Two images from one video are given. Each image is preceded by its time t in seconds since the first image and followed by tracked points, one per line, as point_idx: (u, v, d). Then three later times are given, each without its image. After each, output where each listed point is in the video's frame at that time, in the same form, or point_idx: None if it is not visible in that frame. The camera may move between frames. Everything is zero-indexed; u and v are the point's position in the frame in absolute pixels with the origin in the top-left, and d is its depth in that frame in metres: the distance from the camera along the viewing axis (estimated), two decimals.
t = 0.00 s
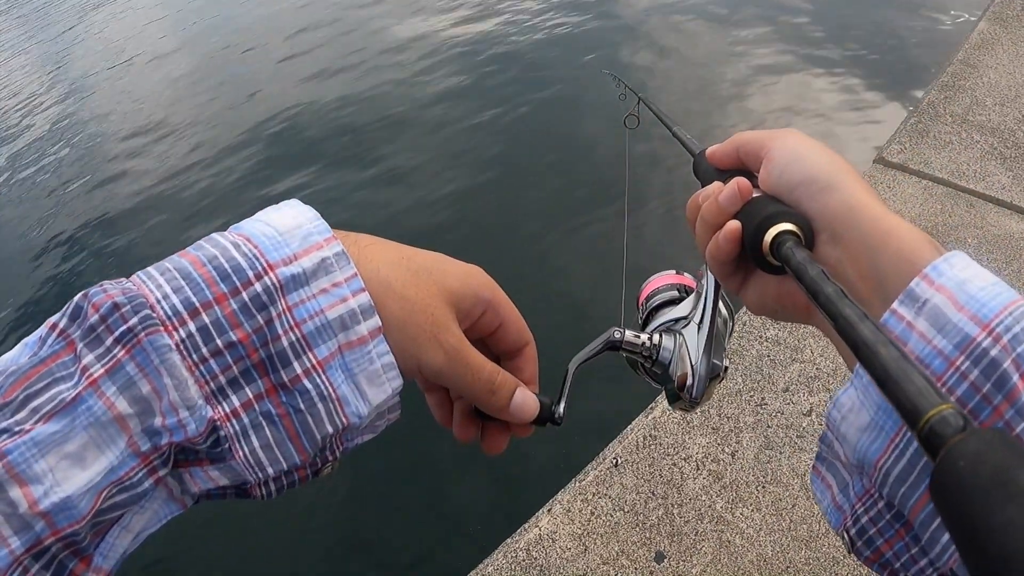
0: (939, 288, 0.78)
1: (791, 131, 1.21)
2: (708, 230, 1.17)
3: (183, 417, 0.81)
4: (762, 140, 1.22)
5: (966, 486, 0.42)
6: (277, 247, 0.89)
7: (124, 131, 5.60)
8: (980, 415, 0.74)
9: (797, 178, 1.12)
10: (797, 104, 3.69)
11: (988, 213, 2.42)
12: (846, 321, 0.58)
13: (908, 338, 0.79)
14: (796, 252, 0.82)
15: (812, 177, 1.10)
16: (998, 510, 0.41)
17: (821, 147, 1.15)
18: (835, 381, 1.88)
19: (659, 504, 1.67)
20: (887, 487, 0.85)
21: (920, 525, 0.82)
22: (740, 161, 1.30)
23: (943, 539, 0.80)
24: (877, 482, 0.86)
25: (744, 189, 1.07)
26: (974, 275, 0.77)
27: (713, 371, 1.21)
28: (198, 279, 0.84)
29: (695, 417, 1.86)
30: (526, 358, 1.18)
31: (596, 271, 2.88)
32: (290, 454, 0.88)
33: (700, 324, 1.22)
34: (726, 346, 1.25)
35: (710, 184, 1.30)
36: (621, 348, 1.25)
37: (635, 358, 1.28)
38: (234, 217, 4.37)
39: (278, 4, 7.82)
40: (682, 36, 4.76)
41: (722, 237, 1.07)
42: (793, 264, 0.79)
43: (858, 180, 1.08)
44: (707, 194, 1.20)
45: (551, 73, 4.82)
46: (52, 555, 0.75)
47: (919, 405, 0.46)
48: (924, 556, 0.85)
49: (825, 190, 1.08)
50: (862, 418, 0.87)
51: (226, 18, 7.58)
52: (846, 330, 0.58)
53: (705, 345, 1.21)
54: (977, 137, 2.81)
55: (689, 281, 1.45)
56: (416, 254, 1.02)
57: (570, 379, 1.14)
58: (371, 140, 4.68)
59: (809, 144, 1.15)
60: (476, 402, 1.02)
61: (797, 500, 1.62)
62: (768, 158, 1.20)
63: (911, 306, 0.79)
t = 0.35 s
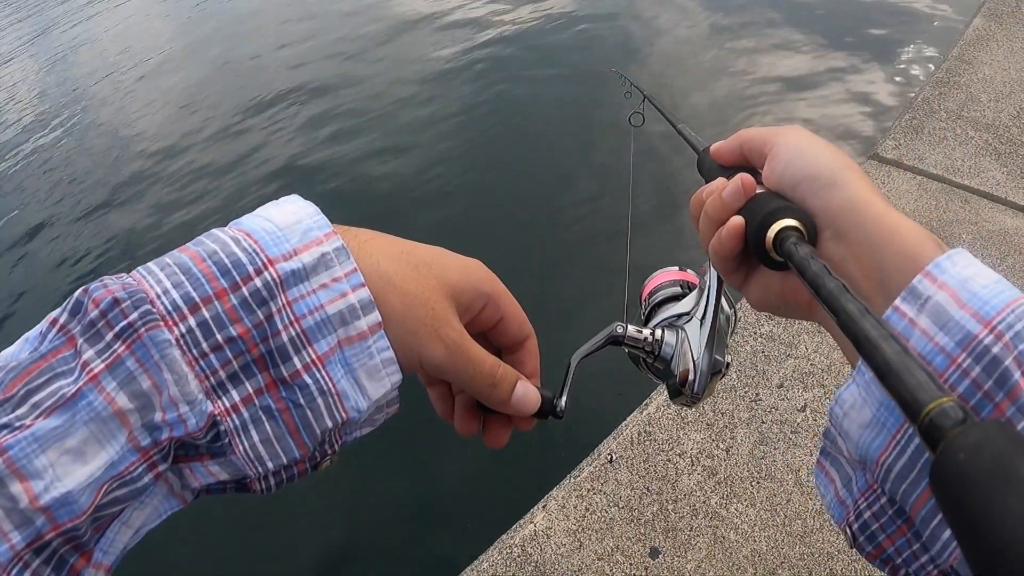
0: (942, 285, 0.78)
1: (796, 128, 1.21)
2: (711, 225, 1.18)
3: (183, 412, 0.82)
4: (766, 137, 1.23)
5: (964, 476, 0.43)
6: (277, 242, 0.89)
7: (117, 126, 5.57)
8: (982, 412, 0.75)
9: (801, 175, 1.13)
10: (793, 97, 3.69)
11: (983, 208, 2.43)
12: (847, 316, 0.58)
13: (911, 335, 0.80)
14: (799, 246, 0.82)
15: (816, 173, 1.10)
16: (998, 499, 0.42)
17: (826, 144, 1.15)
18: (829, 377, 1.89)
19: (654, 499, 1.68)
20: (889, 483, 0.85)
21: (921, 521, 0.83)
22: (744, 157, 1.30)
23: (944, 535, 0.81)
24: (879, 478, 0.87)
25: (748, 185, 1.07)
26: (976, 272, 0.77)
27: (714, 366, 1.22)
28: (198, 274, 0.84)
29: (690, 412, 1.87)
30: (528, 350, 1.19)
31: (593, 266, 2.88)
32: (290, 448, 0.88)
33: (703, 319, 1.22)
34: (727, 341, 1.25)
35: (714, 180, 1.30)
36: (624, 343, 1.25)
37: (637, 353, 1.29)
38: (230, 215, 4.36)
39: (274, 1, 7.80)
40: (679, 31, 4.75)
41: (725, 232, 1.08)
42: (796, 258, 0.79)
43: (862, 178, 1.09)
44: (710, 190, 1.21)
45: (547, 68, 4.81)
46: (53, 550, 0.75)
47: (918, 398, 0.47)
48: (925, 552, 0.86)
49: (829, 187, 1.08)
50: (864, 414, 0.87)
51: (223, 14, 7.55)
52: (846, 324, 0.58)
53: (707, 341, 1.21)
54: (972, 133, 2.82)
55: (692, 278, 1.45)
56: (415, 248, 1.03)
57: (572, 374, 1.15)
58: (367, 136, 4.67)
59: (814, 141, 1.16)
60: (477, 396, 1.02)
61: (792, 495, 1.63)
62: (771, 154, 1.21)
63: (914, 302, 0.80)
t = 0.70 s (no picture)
0: (944, 276, 0.79)
1: (800, 119, 1.21)
2: (715, 215, 1.18)
3: (187, 399, 0.82)
4: (771, 127, 1.22)
5: (965, 460, 0.43)
6: (281, 229, 0.89)
7: (119, 123, 5.58)
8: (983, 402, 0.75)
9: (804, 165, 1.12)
10: (792, 88, 3.68)
11: (981, 199, 2.43)
12: (849, 304, 0.59)
13: (913, 325, 0.80)
14: (802, 236, 0.82)
15: (820, 164, 1.10)
16: (999, 482, 0.42)
17: (830, 135, 1.15)
18: (828, 366, 1.90)
19: (653, 488, 1.69)
20: (890, 475, 0.86)
21: (922, 512, 0.84)
22: (748, 148, 1.30)
23: (944, 526, 0.82)
24: (879, 468, 0.87)
25: (752, 176, 1.07)
26: (979, 264, 0.78)
27: (715, 357, 1.22)
28: (202, 261, 0.84)
29: (689, 402, 1.87)
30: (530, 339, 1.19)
31: (593, 257, 2.87)
32: (294, 436, 0.88)
33: (705, 310, 1.23)
34: (729, 332, 1.26)
35: (717, 171, 1.30)
36: (626, 334, 1.25)
37: (639, 343, 1.29)
38: (231, 207, 4.35)
39: None
40: (678, 22, 4.73)
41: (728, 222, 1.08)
42: (798, 248, 0.79)
43: (866, 169, 1.08)
44: (714, 180, 1.21)
45: (546, 60, 4.80)
46: (57, 537, 0.76)
47: (919, 383, 0.47)
48: (927, 543, 0.86)
49: (832, 178, 1.08)
50: (866, 405, 0.88)
51: (222, 10, 7.54)
52: (848, 312, 0.58)
53: (709, 332, 1.21)
54: (970, 124, 2.82)
55: (695, 270, 1.45)
56: (418, 236, 1.03)
57: (574, 363, 1.15)
58: (366, 127, 4.65)
59: (818, 132, 1.15)
60: (480, 384, 1.03)
61: (790, 483, 1.64)
62: (775, 145, 1.21)
63: (916, 293, 0.80)
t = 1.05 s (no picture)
0: (944, 279, 0.79)
1: (800, 122, 1.21)
2: (715, 218, 1.18)
3: (187, 400, 0.82)
4: (771, 130, 1.23)
5: (964, 462, 0.43)
6: (281, 231, 0.89)
7: (118, 124, 5.58)
8: (983, 404, 0.75)
9: (804, 167, 1.12)
10: (791, 89, 3.68)
11: (980, 200, 2.43)
12: (848, 305, 0.59)
13: (913, 328, 0.80)
14: (801, 238, 0.82)
15: (820, 166, 1.10)
16: (1000, 484, 0.42)
17: (830, 137, 1.15)
18: (827, 367, 1.90)
19: (652, 489, 1.69)
20: (890, 477, 0.86)
21: (921, 515, 0.84)
22: (748, 150, 1.30)
23: (944, 528, 0.82)
24: (879, 470, 0.87)
25: (752, 178, 1.07)
26: (979, 266, 0.78)
27: (715, 359, 1.22)
28: (201, 262, 0.84)
29: (688, 403, 1.87)
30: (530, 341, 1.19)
31: (593, 258, 2.87)
32: (293, 437, 0.88)
33: (704, 312, 1.23)
34: (728, 335, 1.26)
35: (718, 173, 1.30)
36: (625, 336, 1.25)
37: (639, 346, 1.28)
38: (230, 207, 4.34)
39: None
40: (677, 23, 4.73)
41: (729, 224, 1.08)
42: (798, 250, 0.79)
43: (866, 171, 1.09)
44: (714, 182, 1.21)
45: (546, 62, 4.80)
46: (57, 539, 0.76)
47: (918, 385, 0.48)
48: (926, 546, 0.87)
49: (832, 180, 1.08)
50: (866, 407, 0.88)
51: (222, 12, 7.54)
52: (847, 314, 0.58)
53: (708, 334, 1.22)
54: (969, 124, 2.82)
55: (694, 272, 1.45)
56: (418, 237, 1.03)
57: (574, 364, 1.15)
58: (365, 127, 4.65)
59: (818, 134, 1.15)
60: (479, 385, 1.03)
61: (789, 484, 1.64)
62: (775, 148, 1.21)
63: (916, 295, 0.80)
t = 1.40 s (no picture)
0: (943, 278, 0.79)
1: (800, 121, 1.21)
2: (715, 216, 1.18)
3: (188, 394, 0.82)
4: (771, 129, 1.23)
5: (962, 462, 0.43)
6: (283, 226, 0.89)
7: (119, 119, 5.56)
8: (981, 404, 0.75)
9: (803, 167, 1.13)
10: (792, 85, 3.68)
11: (980, 199, 2.43)
12: (846, 304, 0.59)
13: (912, 327, 0.80)
14: (800, 237, 0.82)
15: (820, 165, 1.10)
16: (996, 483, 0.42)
17: (830, 137, 1.15)
18: (827, 365, 1.90)
19: (651, 486, 1.69)
20: (888, 476, 0.86)
21: (920, 514, 0.84)
22: (747, 150, 1.30)
23: (942, 528, 0.82)
24: (878, 469, 0.87)
25: (751, 177, 1.07)
26: (978, 266, 0.78)
27: (715, 358, 1.22)
28: (202, 256, 0.84)
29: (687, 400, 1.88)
30: (529, 338, 1.20)
31: (592, 255, 2.87)
32: (294, 432, 0.89)
33: (704, 311, 1.23)
34: (729, 333, 1.26)
35: (718, 172, 1.30)
36: (625, 334, 1.26)
37: (640, 343, 1.29)
38: (232, 203, 4.34)
39: None
40: (679, 20, 4.72)
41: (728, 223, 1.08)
42: (797, 249, 0.79)
43: (866, 171, 1.09)
44: (714, 181, 1.21)
45: (547, 57, 4.78)
46: (58, 532, 0.76)
47: (914, 384, 0.47)
48: (925, 545, 0.87)
49: (832, 180, 1.08)
50: (865, 406, 0.88)
51: (222, 5, 7.51)
52: (844, 313, 0.58)
53: (708, 333, 1.21)
54: (970, 123, 2.82)
55: (695, 271, 1.45)
56: (419, 233, 1.03)
57: (573, 362, 1.15)
58: (365, 123, 4.65)
59: (818, 134, 1.15)
60: (479, 381, 1.03)
61: (788, 482, 1.64)
62: (775, 147, 1.21)
63: (914, 294, 0.80)
